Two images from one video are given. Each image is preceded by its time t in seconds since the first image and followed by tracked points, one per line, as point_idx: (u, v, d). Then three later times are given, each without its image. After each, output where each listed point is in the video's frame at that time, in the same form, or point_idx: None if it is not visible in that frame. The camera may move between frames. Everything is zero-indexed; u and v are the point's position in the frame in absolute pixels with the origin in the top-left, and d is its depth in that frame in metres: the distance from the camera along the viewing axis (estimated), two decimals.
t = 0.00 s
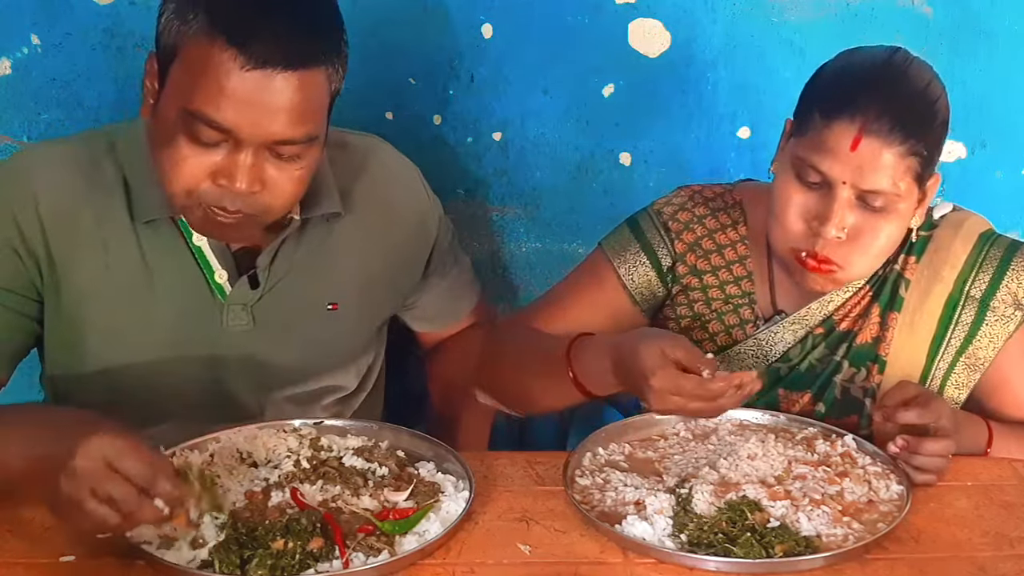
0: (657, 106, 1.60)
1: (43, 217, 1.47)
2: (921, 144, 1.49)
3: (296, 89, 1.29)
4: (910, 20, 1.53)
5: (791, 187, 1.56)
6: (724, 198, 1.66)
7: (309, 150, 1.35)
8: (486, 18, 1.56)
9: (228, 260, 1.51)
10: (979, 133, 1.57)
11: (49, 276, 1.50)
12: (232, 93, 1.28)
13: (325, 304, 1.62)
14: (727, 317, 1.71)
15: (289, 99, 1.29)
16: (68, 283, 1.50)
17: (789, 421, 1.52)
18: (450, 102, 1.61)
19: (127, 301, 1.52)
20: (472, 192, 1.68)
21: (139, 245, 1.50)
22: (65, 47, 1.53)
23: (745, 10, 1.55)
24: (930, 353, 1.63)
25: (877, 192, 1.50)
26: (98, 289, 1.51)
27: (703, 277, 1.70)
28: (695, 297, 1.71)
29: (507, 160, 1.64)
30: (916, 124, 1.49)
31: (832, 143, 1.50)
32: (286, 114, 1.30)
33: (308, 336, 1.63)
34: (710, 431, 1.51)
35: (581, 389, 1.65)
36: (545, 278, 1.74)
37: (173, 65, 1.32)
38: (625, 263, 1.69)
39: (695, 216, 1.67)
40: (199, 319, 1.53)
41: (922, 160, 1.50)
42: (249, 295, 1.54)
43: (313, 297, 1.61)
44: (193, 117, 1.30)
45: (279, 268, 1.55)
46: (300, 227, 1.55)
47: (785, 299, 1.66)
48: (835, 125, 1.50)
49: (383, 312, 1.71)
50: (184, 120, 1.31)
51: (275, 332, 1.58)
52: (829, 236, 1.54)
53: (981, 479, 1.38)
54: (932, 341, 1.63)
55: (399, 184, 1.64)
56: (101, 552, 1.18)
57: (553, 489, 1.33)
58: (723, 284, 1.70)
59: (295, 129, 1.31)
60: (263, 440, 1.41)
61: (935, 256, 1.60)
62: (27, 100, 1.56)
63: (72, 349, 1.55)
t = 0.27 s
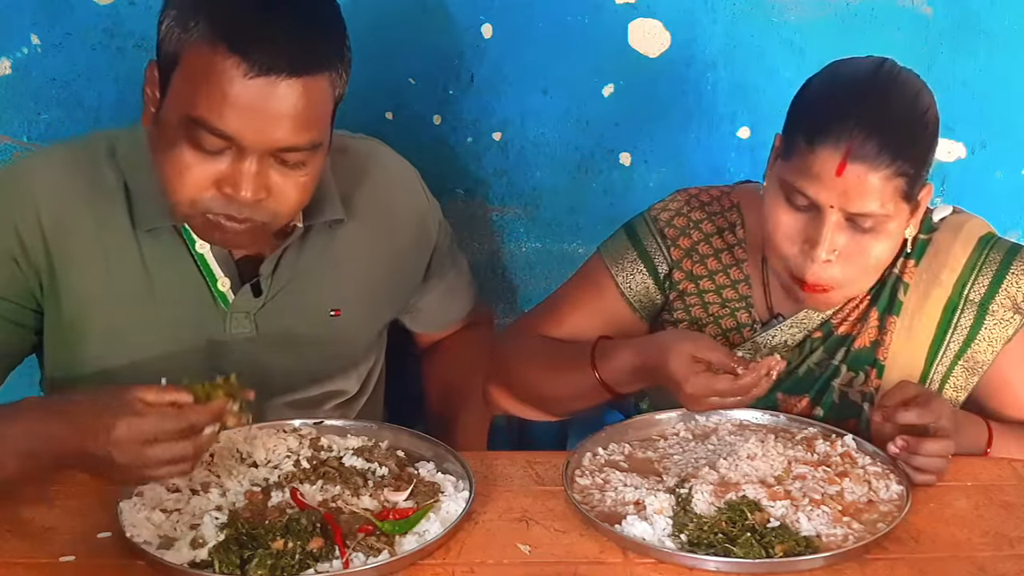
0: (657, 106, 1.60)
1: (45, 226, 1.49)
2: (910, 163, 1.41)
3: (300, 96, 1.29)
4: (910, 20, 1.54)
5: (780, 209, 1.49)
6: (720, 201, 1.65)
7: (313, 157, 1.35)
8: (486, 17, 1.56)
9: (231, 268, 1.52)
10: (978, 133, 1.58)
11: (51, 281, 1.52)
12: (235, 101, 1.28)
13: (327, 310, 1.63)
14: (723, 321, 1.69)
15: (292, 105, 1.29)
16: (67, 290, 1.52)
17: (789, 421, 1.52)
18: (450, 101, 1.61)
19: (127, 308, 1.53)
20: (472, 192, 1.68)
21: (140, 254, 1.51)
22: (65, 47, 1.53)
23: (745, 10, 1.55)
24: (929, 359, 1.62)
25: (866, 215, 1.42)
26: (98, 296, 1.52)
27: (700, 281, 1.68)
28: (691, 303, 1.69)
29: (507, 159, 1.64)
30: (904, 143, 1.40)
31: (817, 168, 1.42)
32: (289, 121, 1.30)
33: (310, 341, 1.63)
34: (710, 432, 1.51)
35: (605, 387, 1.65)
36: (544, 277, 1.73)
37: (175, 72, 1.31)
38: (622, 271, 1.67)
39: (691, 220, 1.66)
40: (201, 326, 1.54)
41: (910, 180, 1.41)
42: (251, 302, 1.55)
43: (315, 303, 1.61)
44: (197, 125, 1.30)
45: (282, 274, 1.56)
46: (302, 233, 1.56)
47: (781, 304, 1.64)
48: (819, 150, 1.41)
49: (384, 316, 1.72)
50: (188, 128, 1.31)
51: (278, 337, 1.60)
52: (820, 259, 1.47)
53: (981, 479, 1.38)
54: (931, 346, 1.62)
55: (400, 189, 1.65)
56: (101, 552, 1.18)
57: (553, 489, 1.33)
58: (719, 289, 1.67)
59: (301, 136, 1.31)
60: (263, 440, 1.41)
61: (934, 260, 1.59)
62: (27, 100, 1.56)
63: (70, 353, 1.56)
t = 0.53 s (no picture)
0: (657, 106, 1.60)
1: (43, 233, 1.48)
2: (903, 175, 1.39)
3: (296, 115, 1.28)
4: (910, 20, 1.54)
5: (773, 220, 1.46)
6: (718, 204, 1.62)
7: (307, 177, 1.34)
8: (486, 17, 1.56)
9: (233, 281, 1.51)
10: (978, 133, 1.58)
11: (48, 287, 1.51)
12: (229, 125, 1.26)
13: (331, 320, 1.64)
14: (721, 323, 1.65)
15: (288, 124, 1.27)
16: (66, 300, 1.52)
17: (789, 421, 1.52)
18: (450, 102, 1.61)
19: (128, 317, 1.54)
20: (472, 192, 1.68)
21: (141, 266, 1.52)
22: (65, 47, 1.53)
23: (745, 10, 1.55)
24: (927, 362, 1.62)
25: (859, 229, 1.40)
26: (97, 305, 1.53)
27: (698, 284, 1.64)
28: (689, 306, 1.65)
29: (507, 160, 1.64)
30: (898, 156, 1.38)
31: (809, 183, 1.40)
32: (284, 141, 1.28)
33: (313, 352, 1.64)
34: (710, 432, 1.51)
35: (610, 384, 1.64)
36: (544, 277, 1.73)
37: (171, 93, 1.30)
38: (621, 274, 1.65)
39: (689, 223, 1.63)
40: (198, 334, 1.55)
41: (902, 193, 1.40)
42: (254, 314, 1.55)
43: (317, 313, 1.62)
44: (191, 148, 1.29)
45: (286, 284, 1.55)
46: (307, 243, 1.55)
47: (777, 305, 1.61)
48: (811, 164, 1.39)
49: (388, 324, 1.72)
50: (182, 150, 1.30)
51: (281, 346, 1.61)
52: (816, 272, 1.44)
53: (981, 479, 1.38)
54: (929, 349, 1.62)
55: (403, 195, 1.64)
56: (101, 552, 1.18)
57: (553, 489, 1.33)
58: (716, 292, 1.63)
59: (296, 157, 1.30)
60: (262, 439, 1.41)
61: (934, 262, 1.59)
62: (27, 99, 1.56)
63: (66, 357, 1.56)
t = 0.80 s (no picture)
0: (657, 106, 1.60)
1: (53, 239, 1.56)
2: (894, 178, 1.46)
3: (278, 113, 1.30)
4: (910, 20, 1.54)
5: (766, 223, 1.54)
6: (718, 205, 1.66)
7: (295, 176, 1.36)
8: (486, 17, 1.56)
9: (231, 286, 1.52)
10: (978, 133, 1.57)
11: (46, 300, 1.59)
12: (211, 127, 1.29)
13: (331, 328, 1.69)
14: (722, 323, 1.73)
15: (272, 123, 1.30)
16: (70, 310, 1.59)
17: (788, 421, 1.52)
18: (450, 102, 1.60)
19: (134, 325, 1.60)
20: (472, 192, 1.68)
21: (141, 278, 1.58)
22: (65, 47, 1.53)
23: (745, 10, 1.55)
24: (927, 363, 1.63)
25: (850, 232, 1.48)
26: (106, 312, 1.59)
27: (697, 285, 1.72)
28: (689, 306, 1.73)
29: (507, 160, 1.64)
30: (887, 159, 1.45)
31: (799, 187, 1.47)
32: (266, 142, 1.30)
33: (315, 359, 1.69)
34: (710, 432, 1.51)
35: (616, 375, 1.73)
36: (543, 277, 1.71)
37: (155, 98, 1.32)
38: (621, 274, 1.71)
39: (689, 224, 1.69)
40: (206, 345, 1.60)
41: (892, 195, 1.47)
42: (254, 325, 1.59)
43: (319, 320, 1.68)
44: (173, 149, 1.32)
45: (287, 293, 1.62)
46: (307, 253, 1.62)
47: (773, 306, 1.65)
48: (801, 168, 1.47)
49: (387, 330, 1.77)
50: (166, 152, 1.33)
51: (285, 355, 1.65)
52: (806, 273, 1.53)
53: (981, 479, 1.38)
54: (929, 350, 1.63)
55: (399, 206, 1.70)
56: (101, 553, 1.18)
57: (553, 489, 1.33)
58: (716, 292, 1.71)
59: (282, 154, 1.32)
60: (262, 439, 1.41)
61: (933, 263, 1.60)
62: (27, 99, 1.55)
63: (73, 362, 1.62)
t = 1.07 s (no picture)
0: (657, 106, 1.60)
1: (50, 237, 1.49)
2: (882, 177, 1.37)
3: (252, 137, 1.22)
4: (910, 20, 1.54)
5: (757, 218, 1.46)
6: (720, 203, 1.60)
7: (269, 199, 1.29)
8: (485, 17, 1.56)
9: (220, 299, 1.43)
10: (978, 133, 1.58)
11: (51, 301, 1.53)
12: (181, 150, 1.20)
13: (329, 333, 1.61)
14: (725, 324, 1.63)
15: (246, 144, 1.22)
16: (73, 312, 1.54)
17: (788, 421, 1.52)
18: (450, 102, 1.61)
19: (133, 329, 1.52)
20: (472, 192, 1.68)
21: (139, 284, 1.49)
22: (65, 47, 1.53)
23: (745, 10, 1.55)
24: (927, 363, 1.62)
25: (837, 229, 1.38)
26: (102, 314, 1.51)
27: (699, 283, 1.62)
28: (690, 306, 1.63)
29: (506, 159, 1.64)
30: (877, 156, 1.36)
31: (787, 182, 1.38)
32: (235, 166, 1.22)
33: (315, 365, 1.61)
34: (709, 432, 1.51)
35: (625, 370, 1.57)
36: (542, 276, 1.73)
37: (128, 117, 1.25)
38: (623, 272, 1.63)
39: (691, 222, 1.62)
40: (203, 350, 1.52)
41: (881, 195, 1.38)
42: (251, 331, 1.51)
43: (319, 327, 1.59)
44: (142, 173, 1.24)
45: (285, 299, 1.53)
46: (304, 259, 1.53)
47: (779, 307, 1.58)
48: (789, 163, 1.38)
49: (388, 335, 1.69)
50: (137, 175, 1.25)
51: (285, 361, 1.58)
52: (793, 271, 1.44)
53: (981, 479, 1.38)
54: (929, 350, 1.61)
55: (401, 207, 1.63)
56: (101, 553, 1.18)
57: (553, 489, 1.33)
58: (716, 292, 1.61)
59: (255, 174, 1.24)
60: (262, 439, 1.41)
61: (934, 263, 1.59)
62: (27, 99, 1.56)
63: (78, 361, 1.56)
